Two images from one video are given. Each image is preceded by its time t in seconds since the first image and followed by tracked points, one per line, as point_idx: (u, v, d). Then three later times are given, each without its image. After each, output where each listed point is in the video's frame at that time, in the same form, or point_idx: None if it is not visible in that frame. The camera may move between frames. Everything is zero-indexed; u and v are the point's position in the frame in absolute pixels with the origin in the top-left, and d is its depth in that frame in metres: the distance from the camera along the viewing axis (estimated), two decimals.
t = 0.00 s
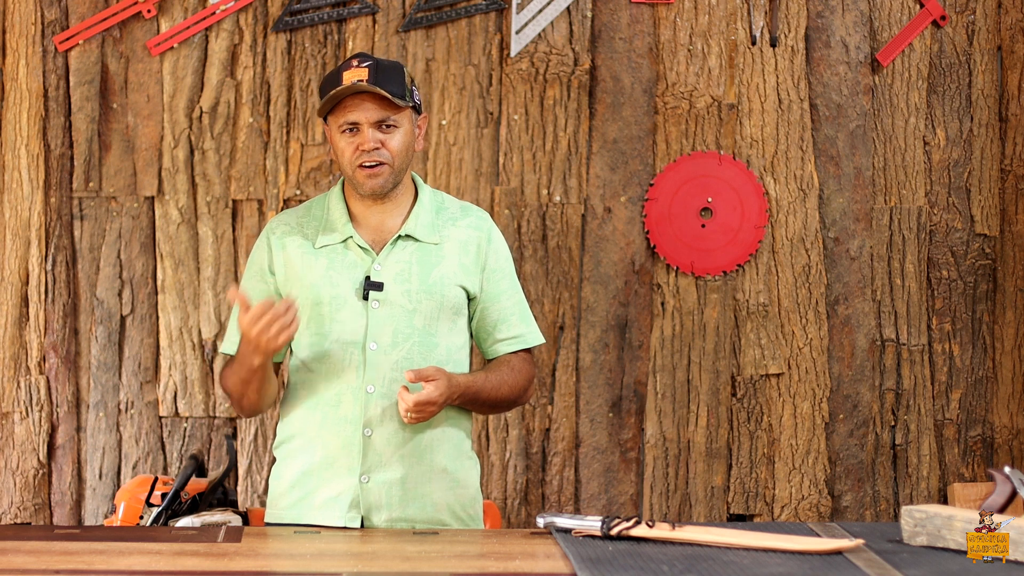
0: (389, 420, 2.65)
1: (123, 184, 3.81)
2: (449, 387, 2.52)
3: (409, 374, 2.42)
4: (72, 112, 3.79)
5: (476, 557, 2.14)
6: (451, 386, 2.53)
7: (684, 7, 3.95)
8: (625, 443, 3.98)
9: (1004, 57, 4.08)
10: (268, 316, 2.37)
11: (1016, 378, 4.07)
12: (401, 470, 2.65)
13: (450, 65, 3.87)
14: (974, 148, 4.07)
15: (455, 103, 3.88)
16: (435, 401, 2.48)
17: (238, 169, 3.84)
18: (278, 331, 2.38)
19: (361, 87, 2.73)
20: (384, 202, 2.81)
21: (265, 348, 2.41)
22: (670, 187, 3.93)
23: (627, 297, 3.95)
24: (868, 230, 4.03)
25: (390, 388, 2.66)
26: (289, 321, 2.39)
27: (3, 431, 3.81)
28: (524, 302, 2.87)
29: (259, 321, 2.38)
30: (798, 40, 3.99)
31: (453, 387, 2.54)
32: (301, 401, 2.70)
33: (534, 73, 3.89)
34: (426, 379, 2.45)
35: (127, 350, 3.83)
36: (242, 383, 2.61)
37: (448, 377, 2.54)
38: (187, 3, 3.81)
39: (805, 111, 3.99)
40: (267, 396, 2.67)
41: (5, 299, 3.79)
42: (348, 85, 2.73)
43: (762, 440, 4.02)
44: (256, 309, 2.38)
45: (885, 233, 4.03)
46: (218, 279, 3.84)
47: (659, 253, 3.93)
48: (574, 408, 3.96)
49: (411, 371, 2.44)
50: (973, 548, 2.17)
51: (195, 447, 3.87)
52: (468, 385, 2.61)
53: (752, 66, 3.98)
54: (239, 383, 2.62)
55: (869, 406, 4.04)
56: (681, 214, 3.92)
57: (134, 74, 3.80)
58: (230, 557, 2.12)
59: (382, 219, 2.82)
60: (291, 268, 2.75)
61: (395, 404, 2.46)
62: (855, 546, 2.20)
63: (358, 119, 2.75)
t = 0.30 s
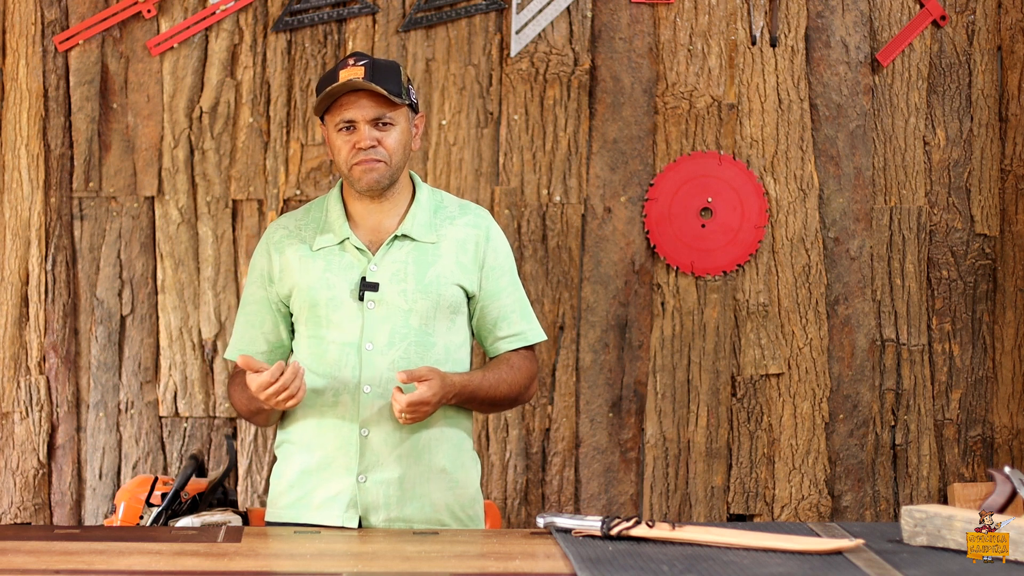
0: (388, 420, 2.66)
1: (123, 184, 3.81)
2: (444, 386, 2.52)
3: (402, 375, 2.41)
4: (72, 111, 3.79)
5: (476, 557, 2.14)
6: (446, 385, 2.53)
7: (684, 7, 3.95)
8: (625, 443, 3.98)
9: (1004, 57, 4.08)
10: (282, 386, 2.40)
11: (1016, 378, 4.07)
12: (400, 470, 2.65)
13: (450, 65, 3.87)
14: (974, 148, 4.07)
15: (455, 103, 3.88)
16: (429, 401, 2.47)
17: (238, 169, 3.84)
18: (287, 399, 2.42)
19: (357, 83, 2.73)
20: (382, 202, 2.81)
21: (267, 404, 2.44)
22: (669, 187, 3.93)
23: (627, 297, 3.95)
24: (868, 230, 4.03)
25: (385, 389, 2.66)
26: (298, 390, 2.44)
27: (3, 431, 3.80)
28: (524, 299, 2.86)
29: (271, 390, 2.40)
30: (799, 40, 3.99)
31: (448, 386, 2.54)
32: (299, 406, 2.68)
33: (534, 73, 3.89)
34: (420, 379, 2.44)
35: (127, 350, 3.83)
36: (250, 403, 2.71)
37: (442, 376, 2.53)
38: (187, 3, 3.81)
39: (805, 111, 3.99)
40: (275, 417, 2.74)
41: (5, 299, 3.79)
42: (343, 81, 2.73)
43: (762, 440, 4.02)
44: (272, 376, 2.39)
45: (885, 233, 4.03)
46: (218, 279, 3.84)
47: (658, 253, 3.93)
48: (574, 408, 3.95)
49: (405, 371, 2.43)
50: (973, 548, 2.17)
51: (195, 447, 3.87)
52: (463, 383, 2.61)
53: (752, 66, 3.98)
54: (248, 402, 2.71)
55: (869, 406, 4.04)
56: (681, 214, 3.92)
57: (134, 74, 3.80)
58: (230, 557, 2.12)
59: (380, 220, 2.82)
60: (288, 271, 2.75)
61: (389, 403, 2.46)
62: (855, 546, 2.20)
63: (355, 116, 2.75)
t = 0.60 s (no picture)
0: (389, 420, 2.65)
1: (123, 184, 3.81)
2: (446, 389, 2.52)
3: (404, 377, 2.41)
4: (72, 112, 3.79)
5: (476, 557, 2.14)
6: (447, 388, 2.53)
7: (684, 7, 3.95)
8: (625, 443, 3.98)
9: (1005, 57, 4.08)
10: (297, 379, 2.40)
11: (1016, 378, 4.07)
12: (400, 470, 2.65)
13: (450, 65, 3.87)
14: (974, 148, 4.07)
15: (455, 103, 3.88)
16: (430, 403, 2.47)
17: (238, 169, 3.84)
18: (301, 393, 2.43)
19: (368, 83, 2.72)
20: (386, 202, 2.81)
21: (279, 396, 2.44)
22: (670, 187, 3.93)
23: (627, 297, 3.95)
24: (868, 230, 4.03)
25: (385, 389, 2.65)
26: (312, 384, 2.44)
27: (3, 431, 3.80)
28: (526, 302, 2.87)
29: (287, 382, 2.39)
30: (798, 40, 3.99)
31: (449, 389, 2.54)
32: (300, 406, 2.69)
33: (534, 73, 3.89)
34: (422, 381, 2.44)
35: (127, 350, 3.83)
36: (255, 400, 2.68)
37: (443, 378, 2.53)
38: (187, 3, 3.81)
39: (805, 111, 3.99)
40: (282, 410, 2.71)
41: (5, 299, 3.79)
42: (354, 81, 2.72)
43: (762, 440, 4.02)
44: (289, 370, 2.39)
45: (885, 233, 4.03)
46: (218, 279, 3.84)
47: (659, 252, 3.93)
48: (574, 408, 3.95)
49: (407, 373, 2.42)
50: (973, 548, 2.17)
51: (195, 447, 3.87)
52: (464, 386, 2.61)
53: (752, 66, 3.98)
54: (254, 397, 2.68)
55: (869, 406, 4.04)
56: (682, 215, 3.92)
57: (134, 74, 3.80)
58: (230, 557, 2.12)
59: (384, 220, 2.82)
60: (292, 269, 2.75)
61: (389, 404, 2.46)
62: (855, 546, 2.20)
63: (364, 116, 2.75)
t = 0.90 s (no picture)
0: (389, 420, 2.65)
1: (123, 184, 3.81)
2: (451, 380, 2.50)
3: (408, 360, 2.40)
4: (72, 111, 3.79)
5: (476, 557, 2.14)
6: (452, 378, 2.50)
7: (684, 7, 3.95)
8: (625, 443, 3.98)
9: (1004, 57, 4.08)
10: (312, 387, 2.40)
11: (1016, 378, 4.07)
12: (402, 470, 2.65)
13: (450, 65, 3.87)
14: (974, 148, 4.07)
15: (455, 103, 3.88)
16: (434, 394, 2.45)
17: (238, 169, 3.84)
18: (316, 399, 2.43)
19: (376, 82, 2.72)
20: (388, 203, 2.81)
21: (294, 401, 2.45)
22: (671, 187, 3.93)
23: (627, 297, 3.95)
24: (868, 229, 4.03)
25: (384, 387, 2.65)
26: (327, 389, 2.45)
27: (3, 432, 3.80)
28: (526, 301, 2.86)
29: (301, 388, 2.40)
30: (799, 40, 3.99)
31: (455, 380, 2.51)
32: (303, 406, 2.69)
33: (534, 73, 3.89)
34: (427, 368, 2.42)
35: (127, 350, 3.83)
36: (257, 399, 2.68)
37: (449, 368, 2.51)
38: (187, 3, 3.81)
39: (805, 111, 3.99)
40: (287, 410, 2.71)
41: (5, 299, 3.79)
42: (362, 80, 2.72)
43: (762, 440, 4.02)
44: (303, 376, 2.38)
45: (885, 233, 4.03)
46: (218, 279, 3.84)
47: (659, 253, 3.93)
48: (574, 408, 3.95)
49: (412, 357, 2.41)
50: (973, 548, 2.17)
51: (195, 447, 3.87)
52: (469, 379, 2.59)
53: (752, 66, 3.98)
54: (257, 399, 2.67)
55: (870, 406, 4.04)
56: (682, 215, 3.92)
57: (134, 74, 3.80)
58: (230, 557, 2.12)
59: (385, 220, 2.83)
60: (292, 266, 2.75)
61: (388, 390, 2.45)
62: (855, 546, 2.20)
63: (370, 115, 2.75)
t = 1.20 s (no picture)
0: (389, 419, 2.65)
1: (123, 184, 3.81)
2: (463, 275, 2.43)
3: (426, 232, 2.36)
4: (72, 112, 3.79)
5: (476, 557, 2.14)
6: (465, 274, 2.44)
7: (684, 7, 3.95)
8: (625, 443, 3.98)
9: (1004, 57, 4.08)
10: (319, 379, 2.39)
11: (1016, 378, 4.07)
12: (401, 470, 2.65)
13: (450, 65, 3.87)
14: (974, 148, 4.07)
15: (455, 103, 3.87)
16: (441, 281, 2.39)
17: (238, 169, 3.84)
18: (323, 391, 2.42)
19: (387, 82, 2.74)
20: (389, 202, 2.81)
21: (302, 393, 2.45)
22: (670, 187, 3.93)
23: (627, 297, 3.95)
24: (868, 230, 4.03)
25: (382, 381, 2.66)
26: (335, 382, 2.44)
27: (3, 431, 3.80)
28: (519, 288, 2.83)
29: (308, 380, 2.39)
30: (799, 40, 3.99)
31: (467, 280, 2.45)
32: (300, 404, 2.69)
33: (534, 73, 3.89)
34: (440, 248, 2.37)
35: (127, 350, 3.83)
36: (255, 395, 2.67)
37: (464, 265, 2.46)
38: (187, 3, 3.81)
39: (805, 111, 3.99)
40: (287, 406, 2.70)
41: (5, 299, 3.79)
42: (374, 79, 2.74)
43: (762, 440, 4.02)
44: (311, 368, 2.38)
45: (885, 233, 4.03)
46: (218, 279, 3.84)
47: (659, 252, 3.93)
48: (574, 408, 3.95)
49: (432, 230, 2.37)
50: (973, 548, 2.17)
51: (195, 447, 3.87)
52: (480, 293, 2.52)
53: (752, 66, 3.98)
54: (258, 396, 2.66)
55: (869, 406, 4.04)
56: (682, 214, 3.92)
57: (134, 74, 3.81)
58: (230, 557, 2.12)
59: (386, 218, 2.82)
60: (291, 263, 2.75)
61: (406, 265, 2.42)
62: (855, 546, 2.20)
63: (379, 114, 2.76)
